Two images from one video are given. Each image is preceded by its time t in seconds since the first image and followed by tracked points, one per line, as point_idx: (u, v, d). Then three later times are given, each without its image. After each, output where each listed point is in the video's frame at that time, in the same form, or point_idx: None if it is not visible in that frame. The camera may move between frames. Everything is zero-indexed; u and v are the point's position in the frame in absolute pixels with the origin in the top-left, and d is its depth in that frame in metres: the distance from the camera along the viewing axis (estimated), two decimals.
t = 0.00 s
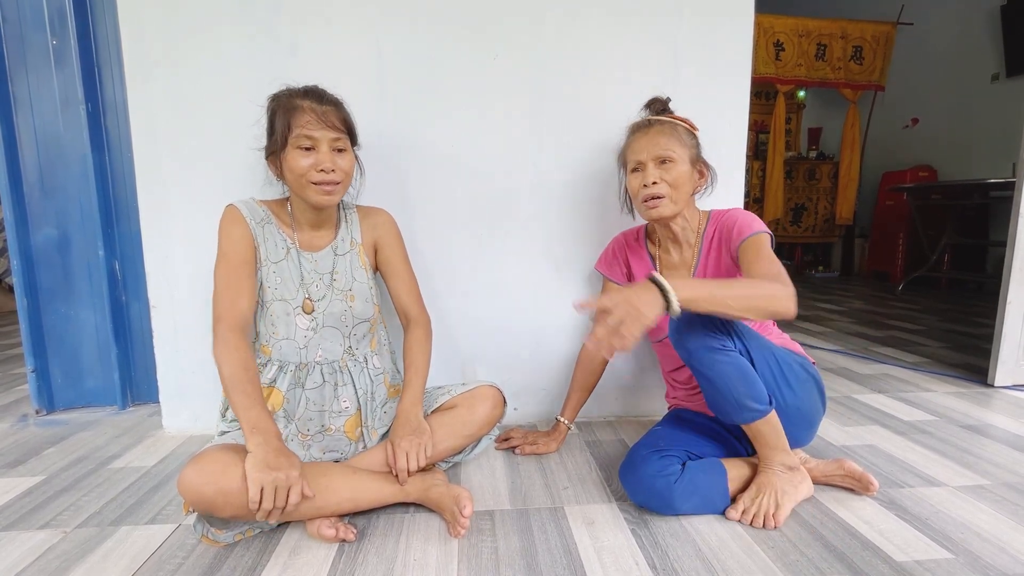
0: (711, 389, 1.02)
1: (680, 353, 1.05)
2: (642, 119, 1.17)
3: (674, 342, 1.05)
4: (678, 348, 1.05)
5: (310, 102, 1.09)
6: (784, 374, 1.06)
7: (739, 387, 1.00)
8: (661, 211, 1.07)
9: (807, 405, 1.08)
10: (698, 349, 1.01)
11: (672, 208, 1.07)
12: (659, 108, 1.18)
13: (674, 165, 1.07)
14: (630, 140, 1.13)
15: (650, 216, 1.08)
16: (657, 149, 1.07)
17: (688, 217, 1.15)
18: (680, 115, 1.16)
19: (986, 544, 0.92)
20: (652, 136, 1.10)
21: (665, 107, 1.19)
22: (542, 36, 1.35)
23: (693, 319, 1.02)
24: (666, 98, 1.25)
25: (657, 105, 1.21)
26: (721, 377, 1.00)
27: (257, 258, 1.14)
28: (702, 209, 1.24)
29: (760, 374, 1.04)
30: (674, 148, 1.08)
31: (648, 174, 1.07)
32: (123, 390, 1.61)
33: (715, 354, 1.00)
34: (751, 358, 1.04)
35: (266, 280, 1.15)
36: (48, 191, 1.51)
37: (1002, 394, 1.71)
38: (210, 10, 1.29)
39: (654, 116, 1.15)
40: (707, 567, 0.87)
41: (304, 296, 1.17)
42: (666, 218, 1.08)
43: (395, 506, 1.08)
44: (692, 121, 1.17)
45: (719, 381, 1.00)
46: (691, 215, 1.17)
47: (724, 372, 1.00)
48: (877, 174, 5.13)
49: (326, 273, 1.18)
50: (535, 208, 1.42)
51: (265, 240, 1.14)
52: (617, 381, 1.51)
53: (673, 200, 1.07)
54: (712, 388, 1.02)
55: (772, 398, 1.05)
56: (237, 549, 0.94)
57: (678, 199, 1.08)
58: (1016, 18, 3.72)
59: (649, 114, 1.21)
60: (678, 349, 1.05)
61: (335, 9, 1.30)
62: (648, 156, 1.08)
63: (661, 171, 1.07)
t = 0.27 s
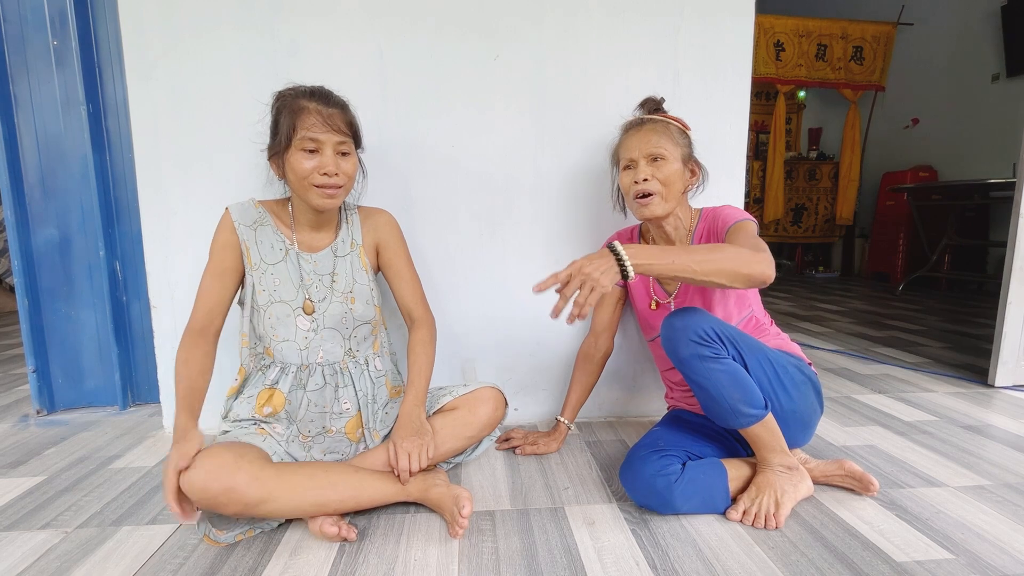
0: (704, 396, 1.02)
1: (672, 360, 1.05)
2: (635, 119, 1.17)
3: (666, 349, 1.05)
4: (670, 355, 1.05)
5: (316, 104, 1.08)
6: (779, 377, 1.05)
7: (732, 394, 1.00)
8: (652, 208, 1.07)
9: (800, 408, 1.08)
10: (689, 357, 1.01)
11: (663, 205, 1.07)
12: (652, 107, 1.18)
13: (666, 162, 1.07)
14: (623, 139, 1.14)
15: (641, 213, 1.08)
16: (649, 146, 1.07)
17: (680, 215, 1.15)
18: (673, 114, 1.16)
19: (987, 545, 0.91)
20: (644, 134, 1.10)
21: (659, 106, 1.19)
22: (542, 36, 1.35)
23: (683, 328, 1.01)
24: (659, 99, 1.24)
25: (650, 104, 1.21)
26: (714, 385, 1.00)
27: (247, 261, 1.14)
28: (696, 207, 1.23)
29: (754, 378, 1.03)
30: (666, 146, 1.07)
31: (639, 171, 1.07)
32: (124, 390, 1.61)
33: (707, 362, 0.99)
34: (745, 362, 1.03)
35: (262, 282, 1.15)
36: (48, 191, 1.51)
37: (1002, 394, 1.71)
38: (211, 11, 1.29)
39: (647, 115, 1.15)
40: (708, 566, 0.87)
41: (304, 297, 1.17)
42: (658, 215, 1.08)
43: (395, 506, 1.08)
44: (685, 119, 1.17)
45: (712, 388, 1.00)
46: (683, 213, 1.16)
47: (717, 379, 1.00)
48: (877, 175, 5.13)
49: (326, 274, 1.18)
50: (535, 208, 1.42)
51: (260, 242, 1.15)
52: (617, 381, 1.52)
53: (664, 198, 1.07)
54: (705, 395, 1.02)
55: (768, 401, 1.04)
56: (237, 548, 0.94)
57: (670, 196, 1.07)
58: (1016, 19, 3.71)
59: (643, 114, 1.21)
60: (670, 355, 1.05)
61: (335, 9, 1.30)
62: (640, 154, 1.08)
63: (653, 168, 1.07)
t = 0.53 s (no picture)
0: (714, 396, 1.02)
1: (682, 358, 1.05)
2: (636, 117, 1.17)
3: (676, 347, 1.04)
4: (680, 353, 1.04)
5: (319, 107, 1.08)
6: (786, 377, 1.06)
7: (743, 393, 1.00)
8: (649, 204, 1.07)
9: (803, 405, 1.07)
10: (701, 356, 1.00)
11: (660, 201, 1.07)
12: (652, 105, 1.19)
13: (663, 159, 1.07)
14: (622, 136, 1.14)
15: (637, 208, 1.08)
16: (648, 143, 1.07)
17: (677, 214, 1.15)
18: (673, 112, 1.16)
19: (987, 545, 0.91)
20: (643, 131, 1.10)
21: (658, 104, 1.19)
22: (542, 36, 1.35)
23: (696, 325, 1.00)
24: (661, 100, 1.27)
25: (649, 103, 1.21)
26: (724, 384, 1.00)
27: (244, 265, 1.14)
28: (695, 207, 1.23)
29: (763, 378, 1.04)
30: (664, 142, 1.07)
31: (636, 167, 1.07)
32: (124, 390, 1.61)
33: (719, 361, 0.99)
34: (755, 362, 1.03)
35: (260, 286, 1.15)
36: (48, 191, 1.51)
37: (1002, 394, 1.71)
38: (211, 12, 1.29)
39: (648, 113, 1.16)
40: (708, 566, 0.87)
41: (303, 299, 1.17)
42: (654, 211, 1.08)
43: (396, 506, 1.08)
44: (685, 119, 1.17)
45: (722, 387, 1.00)
46: (680, 213, 1.16)
47: (728, 378, 1.00)
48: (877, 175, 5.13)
49: (325, 275, 1.18)
50: (535, 208, 1.42)
51: (257, 245, 1.15)
52: (617, 381, 1.52)
53: (661, 193, 1.07)
54: (714, 394, 1.02)
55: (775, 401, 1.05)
56: (237, 548, 0.94)
57: (667, 193, 1.07)
58: (1016, 19, 3.71)
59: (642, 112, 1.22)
60: (680, 354, 1.04)
61: (335, 9, 1.30)
62: (638, 150, 1.08)
63: (650, 165, 1.07)
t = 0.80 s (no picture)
0: (717, 400, 1.02)
1: (685, 360, 1.04)
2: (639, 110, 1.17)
3: (680, 350, 1.04)
4: (683, 356, 1.03)
5: (328, 108, 1.08)
6: (789, 381, 1.05)
7: (746, 398, 1.00)
8: (650, 198, 1.07)
9: (807, 411, 1.08)
10: (706, 360, 1.00)
11: (662, 194, 1.07)
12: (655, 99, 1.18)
13: (665, 151, 1.06)
14: (625, 130, 1.13)
15: (638, 200, 1.08)
16: (650, 134, 1.07)
17: (679, 209, 1.15)
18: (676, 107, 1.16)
19: (986, 544, 0.91)
20: (645, 123, 1.10)
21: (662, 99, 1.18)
22: (542, 36, 1.35)
23: (703, 328, 1.00)
24: (666, 93, 1.23)
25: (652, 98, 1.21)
26: (727, 388, 1.00)
27: (245, 266, 1.14)
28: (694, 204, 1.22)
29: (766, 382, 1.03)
30: (666, 135, 1.07)
31: (638, 159, 1.07)
32: (123, 390, 1.61)
33: (723, 366, 0.99)
34: (758, 366, 1.03)
35: (262, 286, 1.15)
36: (48, 191, 1.51)
37: (1002, 394, 1.71)
38: (211, 11, 1.29)
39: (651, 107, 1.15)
40: (707, 566, 0.87)
41: (304, 300, 1.17)
42: (656, 204, 1.08)
43: (395, 505, 1.08)
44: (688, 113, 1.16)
45: (726, 391, 1.00)
46: (681, 209, 1.16)
47: (731, 383, 0.99)
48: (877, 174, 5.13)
49: (327, 277, 1.18)
50: (534, 208, 1.42)
51: (260, 245, 1.15)
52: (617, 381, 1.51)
53: (662, 186, 1.07)
54: (716, 397, 1.02)
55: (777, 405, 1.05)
56: (237, 547, 0.94)
57: (668, 185, 1.07)
58: (1016, 19, 3.71)
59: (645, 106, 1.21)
60: (683, 356, 1.04)
61: (335, 9, 1.30)
62: (640, 142, 1.08)
63: (652, 157, 1.07)
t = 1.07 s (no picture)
0: (709, 408, 1.03)
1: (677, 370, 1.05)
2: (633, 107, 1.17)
3: (671, 359, 1.05)
4: (674, 365, 1.05)
5: (331, 109, 1.08)
6: (784, 386, 1.05)
7: (738, 405, 1.00)
8: (647, 198, 1.07)
9: (803, 414, 1.08)
10: (695, 370, 1.01)
11: (659, 193, 1.07)
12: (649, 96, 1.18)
13: (661, 151, 1.07)
14: (618, 128, 1.13)
15: (635, 202, 1.08)
16: (645, 135, 1.07)
17: (676, 206, 1.15)
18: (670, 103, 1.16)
19: (985, 545, 0.92)
20: (641, 121, 1.10)
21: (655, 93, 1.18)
22: (543, 37, 1.35)
23: (690, 339, 1.00)
24: (659, 88, 1.23)
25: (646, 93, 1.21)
26: (718, 396, 1.00)
27: (247, 267, 1.15)
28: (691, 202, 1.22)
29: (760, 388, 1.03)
30: (662, 134, 1.08)
31: (634, 160, 1.07)
32: (124, 390, 1.61)
33: (713, 375, 1.00)
34: (752, 373, 1.02)
35: (264, 287, 1.16)
36: (48, 191, 1.51)
37: (1001, 394, 1.71)
38: (211, 12, 1.29)
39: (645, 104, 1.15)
40: (707, 566, 0.87)
41: (306, 301, 1.17)
42: (652, 203, 1.08)
43: (396, 506, 1.08)
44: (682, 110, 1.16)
45: (717, 400, 1.01)
46: (678, 205, 1.16)
47: (722, 392, 1.00)
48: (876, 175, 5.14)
49: (328, 278, 1.19)
50: (535, 208, 1.43)
51: (262, 246, 1.15)
52: (617, 382, 1.52)
53: (661, 185, 1.08)
54: (709, 405, 1.03)
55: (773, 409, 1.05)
56: (238, 548, 0.94)
57: (664, 184, 1.07)
58: (1015, 19, 3.72)
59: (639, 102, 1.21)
60: (674, 366, 1.05)
61: (336, 10, 1.30)
62: (636, 141, 1.08)
63: (648, 157, 1.07)
